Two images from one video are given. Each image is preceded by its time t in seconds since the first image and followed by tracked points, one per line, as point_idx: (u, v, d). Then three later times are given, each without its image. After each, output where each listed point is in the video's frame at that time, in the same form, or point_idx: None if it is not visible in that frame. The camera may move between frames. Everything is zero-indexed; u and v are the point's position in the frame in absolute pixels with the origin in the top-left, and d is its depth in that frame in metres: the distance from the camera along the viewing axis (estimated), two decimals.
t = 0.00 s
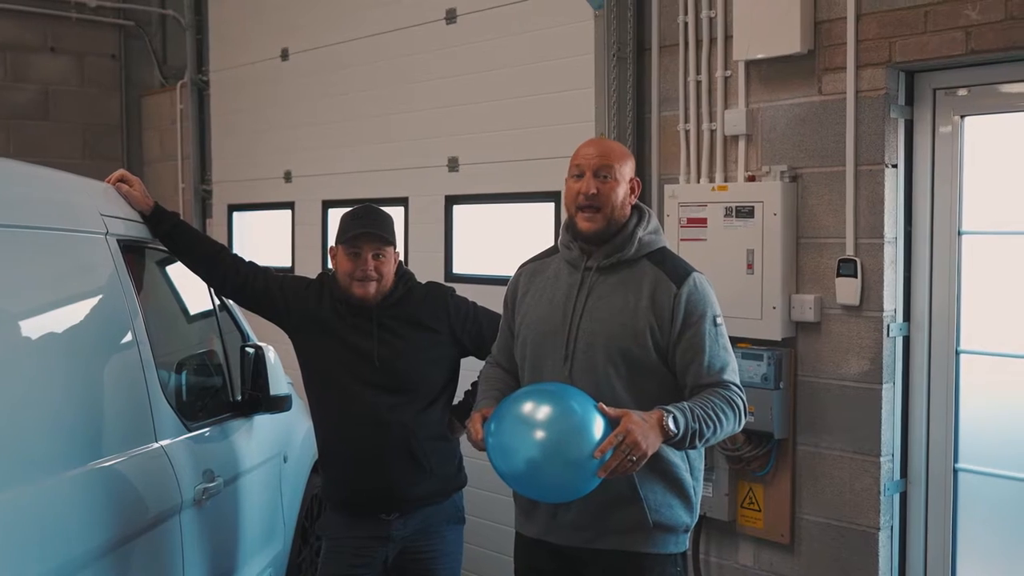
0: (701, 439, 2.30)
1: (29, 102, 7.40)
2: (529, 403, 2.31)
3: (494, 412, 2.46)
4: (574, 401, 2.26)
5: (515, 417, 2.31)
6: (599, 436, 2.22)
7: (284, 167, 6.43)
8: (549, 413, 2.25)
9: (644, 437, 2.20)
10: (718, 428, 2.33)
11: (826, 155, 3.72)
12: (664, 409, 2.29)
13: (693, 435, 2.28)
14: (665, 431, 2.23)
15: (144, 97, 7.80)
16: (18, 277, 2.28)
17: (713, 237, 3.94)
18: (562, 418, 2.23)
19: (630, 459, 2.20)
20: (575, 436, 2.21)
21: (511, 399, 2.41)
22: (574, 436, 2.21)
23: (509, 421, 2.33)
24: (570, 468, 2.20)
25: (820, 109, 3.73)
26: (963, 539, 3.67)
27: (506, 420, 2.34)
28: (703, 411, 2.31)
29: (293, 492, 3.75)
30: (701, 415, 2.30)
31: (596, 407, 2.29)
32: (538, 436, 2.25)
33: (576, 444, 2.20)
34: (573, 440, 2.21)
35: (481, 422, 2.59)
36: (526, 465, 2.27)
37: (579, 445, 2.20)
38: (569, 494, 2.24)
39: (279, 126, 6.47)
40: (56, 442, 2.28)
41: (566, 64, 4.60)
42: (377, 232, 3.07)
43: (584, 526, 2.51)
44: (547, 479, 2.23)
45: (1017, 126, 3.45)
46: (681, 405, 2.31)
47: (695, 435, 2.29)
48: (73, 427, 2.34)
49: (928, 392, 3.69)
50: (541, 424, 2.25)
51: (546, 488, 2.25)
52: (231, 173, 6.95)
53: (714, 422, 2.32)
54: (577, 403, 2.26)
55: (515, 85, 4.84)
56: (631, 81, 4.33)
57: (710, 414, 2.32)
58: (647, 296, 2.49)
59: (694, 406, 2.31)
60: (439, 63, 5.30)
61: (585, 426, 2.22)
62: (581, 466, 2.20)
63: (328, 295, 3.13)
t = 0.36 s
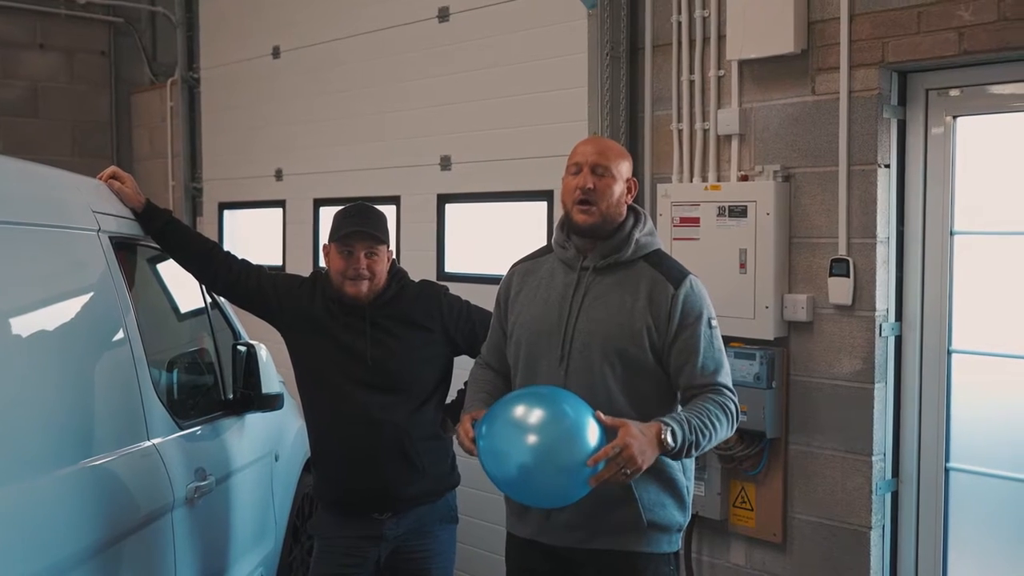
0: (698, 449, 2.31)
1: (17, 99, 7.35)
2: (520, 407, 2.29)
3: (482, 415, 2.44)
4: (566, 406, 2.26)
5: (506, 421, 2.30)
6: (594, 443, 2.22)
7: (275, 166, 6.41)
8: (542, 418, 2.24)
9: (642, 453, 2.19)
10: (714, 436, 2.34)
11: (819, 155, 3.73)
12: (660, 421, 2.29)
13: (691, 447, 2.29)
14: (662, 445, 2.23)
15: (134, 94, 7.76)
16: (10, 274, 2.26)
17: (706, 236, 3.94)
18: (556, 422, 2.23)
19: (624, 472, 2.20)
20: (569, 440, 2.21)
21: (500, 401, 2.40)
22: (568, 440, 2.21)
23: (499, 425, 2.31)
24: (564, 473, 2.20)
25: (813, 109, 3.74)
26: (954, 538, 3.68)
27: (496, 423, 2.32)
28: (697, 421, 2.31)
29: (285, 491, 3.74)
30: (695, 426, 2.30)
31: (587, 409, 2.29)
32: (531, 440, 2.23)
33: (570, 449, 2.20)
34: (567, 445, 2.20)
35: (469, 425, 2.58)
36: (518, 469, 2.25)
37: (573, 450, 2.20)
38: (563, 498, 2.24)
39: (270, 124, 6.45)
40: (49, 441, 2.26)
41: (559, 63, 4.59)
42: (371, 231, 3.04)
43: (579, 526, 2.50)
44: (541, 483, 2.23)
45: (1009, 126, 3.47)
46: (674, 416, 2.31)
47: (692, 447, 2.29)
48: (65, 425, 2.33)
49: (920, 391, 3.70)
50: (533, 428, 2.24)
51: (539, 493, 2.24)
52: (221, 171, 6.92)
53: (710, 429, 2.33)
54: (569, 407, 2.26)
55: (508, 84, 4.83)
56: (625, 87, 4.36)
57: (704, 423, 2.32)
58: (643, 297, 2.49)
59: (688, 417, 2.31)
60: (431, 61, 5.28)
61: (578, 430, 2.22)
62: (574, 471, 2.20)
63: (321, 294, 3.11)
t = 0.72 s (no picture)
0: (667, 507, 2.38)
1: (8, 94, 7.31)
2: (519, 539, 2.39)
3: (483, 533, 2.53)
4: (561, 541, 2.37)
5: (505, 553, 2.40)
6: None
7: (267, 162, 6.38)
8: (540, 553, 2.34)
9: (627, 560, 2.37)
10: (679, 475, 2.38)
11: (813, 154, 3.73)
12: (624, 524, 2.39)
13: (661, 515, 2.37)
14: (637, 546, 2.37)
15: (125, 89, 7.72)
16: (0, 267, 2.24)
17: (700, 235, 3.94)
18: (553, 557, 2.33)
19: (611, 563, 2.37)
20: None
21: (501, 527, 2.50)
22: None
23: (499, 556, 2.41)
24: None
25: (808, 108, 3.73)
26: (946, 537, 3.69)
27: (498, 548, 2.43)
28: (648, 490, 2.37)
29: (276, 488, 3.72)
30: (648, 498, 2.37)
31: (582, 544, 2.39)
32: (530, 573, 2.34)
33: None
34: None
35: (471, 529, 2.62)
36: None
37: None
38: None
39: (262, 120, 6.42)
40: (40, 436, 2.25)
41: (553, 61, 4.58)
42: (364, 229, 3.00)
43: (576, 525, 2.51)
44: None
45: (1002, 126, 3.48)
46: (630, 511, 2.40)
47: (659, 513, 2.37)
48: (56, 421, 2.31)
49: (913, 391, 3.71)
50: (532, 563, 2.34)
51: None
52: (213, 168, 6.89)
53: (670, 478, 2.37)
54: (565, 543, 2.37)
55: (502, 81, 4.82)
56: (620, 87, 4.35)
57: (658, 482, 2.37)
58: (632, 296, 2.48)
59: (637, 498, 2.39)
60: (424, 58, 5.27)
61: (574, 566, 2.33)
62: None
63: (315, 291, 3.10)
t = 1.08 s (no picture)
0: (669, 508, 2.36)
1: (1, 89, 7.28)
2: (514, 535, 2.38)
3: (479, 529, 2.52)
4: (556, 538, 2.35)
5: (499, 549, 2.39)
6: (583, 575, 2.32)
7: (261, 159, 6.36)
8: (534, 548, 2.33)
9: (625, 558, 2.34)
10: (679, 475, 2.36)
11: (810, 154, 3.72)
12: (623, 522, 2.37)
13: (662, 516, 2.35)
14: (636, 545, 2.34)
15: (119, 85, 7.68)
16: None
17: (696, 234, 3.93)
18: (548, 553, 2.32)
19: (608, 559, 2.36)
20: (559, 572, 2.30)
21: (496, 523, 2.48)
22: (559, 572, 2.30)
23: (493, 552, 2.40)
24: None
25: (804, 107, 3.73)
26: (941, 537, 3.69)
27: (493, 544, 2.42)
28: (647, 488, 2.36)
29: (269, 486, 3.70)
30: (648, 496, 2.35)
31: (577, 541, 2.38)
32: (524, 569, 2.32)
33: None
34: None
35: (467, 525, 2.59)
36: None
37: None
38: None
39: (257, 117, 6.40)
40: (31, 435, 2.23)
41: (549, 59, 4.56)
42: (358, 231, 2.97)
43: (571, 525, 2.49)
44: None
45: (999, 126, 3.48)
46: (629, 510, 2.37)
47: (658, 512, 2.34)
48: (47, 419, 2.29)
49: (908, 391, 3.70)
50: (526, 558, 2.33)
51: None
52: (207, 164, 6.86)
53: (670, 476, 2.35)
54: (560, 539, 2.35)
55: (498, 79, 4.80)
56: (616, 84, 4.34)
57: (658, 481, 2.35)
58: (627, 295, 2.47)
59: (636, 496, 2.37)
60: (420, 55, 5.24)
61: (569, 562, 2.32)
62: None
63: (309, 289, 3.08)
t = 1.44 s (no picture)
0: (663, 510, 2.35)
1: None
2: (506, 536, 2.37)
3: (472, 529, 2.51)
4: (548, 538, 2.34)
5: (492, 549, 2.38)
6: None
7: (256, 157, 6.34)
8: (526, 549, 2.32)
9: (619, 560, 2.33)
10: (673, 478, 2.35)
11: (807, 155, 3.71)
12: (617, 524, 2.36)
13: (657, 517, 2.34)
14: (630, 546, 2.32)
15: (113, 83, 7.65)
16: None
17: (692, 235, 3.92)
18: (539, 554, 2.31)
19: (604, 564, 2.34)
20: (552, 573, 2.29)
21: (489, 523, 2.47)
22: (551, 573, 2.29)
23: (486, 553, 2.39)
24: None
25: (801, 108, 3.72)
26: (936, 539, 3.69)
27: (486, 544, 2.41)
28: (642, 489, 2.34)
29: (262, 486, 3.67)
30: (642, 498, 2.34)
31: (569, 542, 2.37)
32: (516, 569, 2.31)
33: None
34: None
35: (460, 524, 2.58)
36: None
37: None
38: None
39: (251, 115, 6.37)
40: (23, 434, 2.21)
41: (545, 58, 4.55)
42: (354, 231, 2.96)
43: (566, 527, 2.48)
44: None
45: (995, 128, 3.47)
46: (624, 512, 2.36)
47: (653, 513, 2.33)
48: (38, 418, 2.27)
49: (904, 393, 3.70)
50: (518, 559, 2.32)
51: None
52: (201, 162, 6.84)
53: (665, 478, 2.34)
54: (552, 540, 2.34)
55: (493, 78, 4.79)
56: (612, 82, 4.33)
57: (653, 483, 2.34)
58: (623, 296, 2.46)
59: (631, 498, 2.35)
60: (415, 54, 5.23)
61: (560, 563, 2.30)
62: None
63: (303, 288, 3.06)
